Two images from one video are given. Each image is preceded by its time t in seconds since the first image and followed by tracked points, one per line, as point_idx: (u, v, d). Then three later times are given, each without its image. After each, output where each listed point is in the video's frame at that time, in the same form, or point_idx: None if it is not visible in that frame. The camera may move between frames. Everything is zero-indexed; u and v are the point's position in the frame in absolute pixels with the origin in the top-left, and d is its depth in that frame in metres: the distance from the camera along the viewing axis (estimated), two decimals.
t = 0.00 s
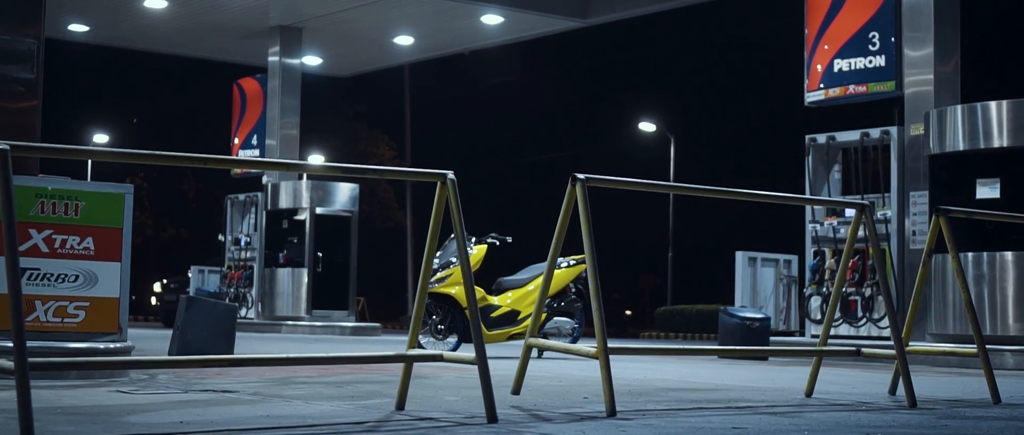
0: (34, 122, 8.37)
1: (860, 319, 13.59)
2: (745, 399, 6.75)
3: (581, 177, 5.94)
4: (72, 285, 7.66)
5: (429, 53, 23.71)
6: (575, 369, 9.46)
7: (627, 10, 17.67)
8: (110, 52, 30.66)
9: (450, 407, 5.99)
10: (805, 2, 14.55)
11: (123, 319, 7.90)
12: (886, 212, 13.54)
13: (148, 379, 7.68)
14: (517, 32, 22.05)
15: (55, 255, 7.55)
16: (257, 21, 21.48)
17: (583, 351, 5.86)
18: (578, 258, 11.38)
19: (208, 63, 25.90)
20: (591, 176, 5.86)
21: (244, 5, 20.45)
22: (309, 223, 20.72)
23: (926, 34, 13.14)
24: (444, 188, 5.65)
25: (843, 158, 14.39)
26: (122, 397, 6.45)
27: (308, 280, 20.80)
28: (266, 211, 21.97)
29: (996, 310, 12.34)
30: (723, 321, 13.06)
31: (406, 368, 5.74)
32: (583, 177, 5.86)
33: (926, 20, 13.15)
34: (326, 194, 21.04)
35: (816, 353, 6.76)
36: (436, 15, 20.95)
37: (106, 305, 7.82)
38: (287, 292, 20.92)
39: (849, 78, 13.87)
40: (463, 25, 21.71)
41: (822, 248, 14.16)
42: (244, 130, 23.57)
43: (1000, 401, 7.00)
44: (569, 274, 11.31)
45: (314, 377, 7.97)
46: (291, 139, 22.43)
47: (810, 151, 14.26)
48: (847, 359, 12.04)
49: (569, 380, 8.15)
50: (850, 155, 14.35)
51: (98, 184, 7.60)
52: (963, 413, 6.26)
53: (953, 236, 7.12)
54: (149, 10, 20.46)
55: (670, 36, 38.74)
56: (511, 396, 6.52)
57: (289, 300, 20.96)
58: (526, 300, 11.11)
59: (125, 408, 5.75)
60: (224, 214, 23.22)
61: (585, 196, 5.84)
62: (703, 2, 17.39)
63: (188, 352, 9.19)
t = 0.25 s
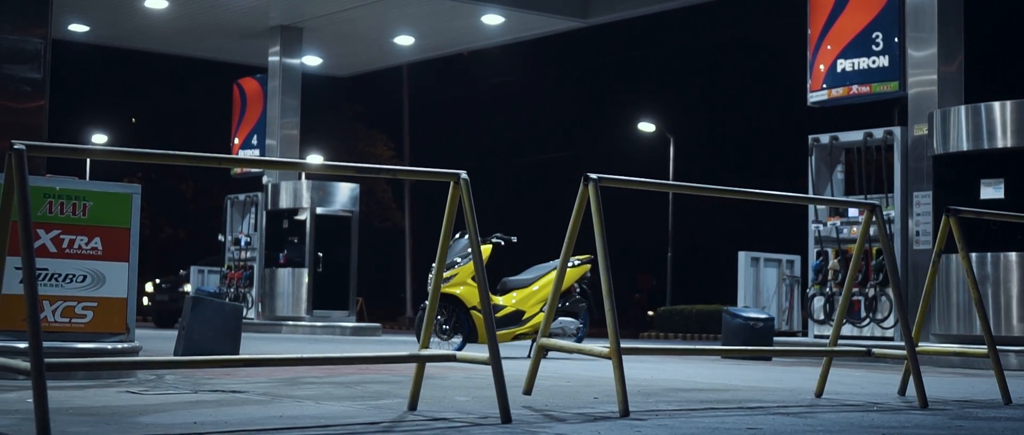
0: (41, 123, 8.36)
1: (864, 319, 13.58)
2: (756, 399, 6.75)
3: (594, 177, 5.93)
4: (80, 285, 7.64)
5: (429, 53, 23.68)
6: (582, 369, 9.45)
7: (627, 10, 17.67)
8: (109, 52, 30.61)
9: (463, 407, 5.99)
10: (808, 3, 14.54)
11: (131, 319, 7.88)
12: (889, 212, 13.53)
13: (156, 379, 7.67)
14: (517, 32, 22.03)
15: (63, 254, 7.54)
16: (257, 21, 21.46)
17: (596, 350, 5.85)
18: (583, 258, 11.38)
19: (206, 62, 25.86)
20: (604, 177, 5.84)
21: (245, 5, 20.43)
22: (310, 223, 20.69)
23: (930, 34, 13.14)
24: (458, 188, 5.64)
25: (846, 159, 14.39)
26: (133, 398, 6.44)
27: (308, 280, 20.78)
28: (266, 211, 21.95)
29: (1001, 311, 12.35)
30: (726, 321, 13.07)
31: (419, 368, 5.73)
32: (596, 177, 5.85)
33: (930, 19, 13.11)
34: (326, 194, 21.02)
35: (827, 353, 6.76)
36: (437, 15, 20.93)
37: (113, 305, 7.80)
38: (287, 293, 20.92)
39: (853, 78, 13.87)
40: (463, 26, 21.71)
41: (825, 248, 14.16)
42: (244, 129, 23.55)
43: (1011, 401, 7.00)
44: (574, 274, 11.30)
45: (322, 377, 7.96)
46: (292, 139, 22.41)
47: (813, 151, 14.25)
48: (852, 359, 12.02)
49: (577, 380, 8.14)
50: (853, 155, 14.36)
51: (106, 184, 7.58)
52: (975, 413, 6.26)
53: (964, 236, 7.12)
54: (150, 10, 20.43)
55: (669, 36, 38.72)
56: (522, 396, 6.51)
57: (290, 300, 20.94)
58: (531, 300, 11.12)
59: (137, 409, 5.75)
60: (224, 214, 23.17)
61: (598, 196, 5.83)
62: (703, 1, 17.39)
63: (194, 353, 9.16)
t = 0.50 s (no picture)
0: (45, 122, 8.36)
1: (864, 319, 13.59)
2: (763, 399, 6.75)
3: (604, 176, 5.93)
4: (85, 284, 7.64)
5: (426, 52, 23.66)
6: (585, 369, 9.45)
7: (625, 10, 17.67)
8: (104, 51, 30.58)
9: (472, 407, 5.97)
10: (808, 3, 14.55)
11: (135, 319, 7.87)
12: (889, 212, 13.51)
13: (160, 379, 7.66)
14: (515, 31, 22.01)
15: (68, 254, 7.54)
16: (255, 20, 21.43)
17: (606, 351, 5.84)
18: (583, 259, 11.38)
19: (203, 61, 25.82)
20: (614, 177, 5.84)
21: (243, 5, 20.40)
22: (307, 223, 20.66)
23: (930, 34, 13.16)
24: (468, 188, 5.62)
25: (846, 158, 14.41)
26: (139, 398, 6.43)
27: (306, 279, 20.74)
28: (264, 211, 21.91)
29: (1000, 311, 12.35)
30: (726, 321, 13.07)
31: (428, 368, 5.71)
32: (605, 176, 5.84)
33: (931, 20, 13.12)
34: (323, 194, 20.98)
35: (835, 353, 6.76)
36: (435, 15, 20.91)
37: (118, 305, 7.79)
38: (285, 292, 20.91)
39: (853, 78, 13.89)
40: (461, 25, 21.67)
41: (825, 248, 14.16)
42: (241, 129, 23.53)
43: (1018, 402, 7.01)
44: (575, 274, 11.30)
45: (327, 377, 7.95)
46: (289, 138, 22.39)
47: (813, 151, 14.26)
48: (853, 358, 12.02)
49: (582, 380, 8.13)
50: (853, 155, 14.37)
51: (111, 184, 7.57)
52: (984, 413, 6.26)
53: (971, 237, 7.14)
54: (147, 10, 20.39)
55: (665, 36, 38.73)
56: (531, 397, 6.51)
57: (287, 300, 20.91)
58: (532, 300, 11.11)
59: (146, 408, 5.73)
60: (221, 214, 23.13)
61: (608, 195, 5.82)
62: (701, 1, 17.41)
63: (196, 352, 9.16)
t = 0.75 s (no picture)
0: (46, 122, 8.35)
1: (861, 319, 13.62)
2: (767, 399, 6.74)
3: (611, 174, 5.91)
4: (87, 283, 7.63)
5: (421, 52, 23.64)
6: (587, 368, 9.44)
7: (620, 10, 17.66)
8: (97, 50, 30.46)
9: (479, 407, 5.95)
10: (805, 4, 14.55)
11: (137, 318, 7.85)
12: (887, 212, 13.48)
13: (163, 378, 7.64)
14: (511, 31, 21.98)
15: (70, 253, 7.53)
16: (251, 19, 21.38)
17: (613, 350, 5.82)
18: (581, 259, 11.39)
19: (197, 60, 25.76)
20: (621, 176, 5.82)
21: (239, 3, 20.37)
22: (303, 222, 20.61)
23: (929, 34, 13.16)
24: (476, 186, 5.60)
25: (844, 159, 14.41)
26: (143, 397, 6.39)
27: (300, 279, 20.70)
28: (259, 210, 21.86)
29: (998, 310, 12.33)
30: (724, 321, 13.07)
31: (435, 367, 5.68)
32: (612, 175, 5.82)
33: (929, 20, 13.20)
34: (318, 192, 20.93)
35: (840, 352, 6.75)
36: (431, 14, 20.88)
37: (120, 304, 7.77)
38: (279, 291, 20.85)
39: (851, 78, 13.88)
40: (456, 24, 21.61)
41: (823, 247, 14.16)
42: (235, 128, 23.47)
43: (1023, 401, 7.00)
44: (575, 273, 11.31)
45: (329, 376, 7.92)
46: (283, 137, 22.32)
47: (810, 151, 14.26)
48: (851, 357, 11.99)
49: (584, 379, 8.11)
50: (850, 155, 14.37)
51: (113, 182, 7.56)
52: (991, 413, 6.25)
53: (976, 236, 7.14)
54: (143, 8, 20.34)
55: (659, 36, 38.70)
56: (536, 396, 6.49)
57: (282, 299, 20.88)
58: (532, 299, 11.09)
59: (151, 408, 5.70)
60: (216, 213, 23.08)
61: (615, 194, 5.80)
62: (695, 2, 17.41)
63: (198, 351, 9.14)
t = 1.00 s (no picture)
0: (43, 122, 8.32)
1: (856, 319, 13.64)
2: (769, 399, 6.73)
3: (615, 174, 5.89)
4: (85, 283, 7.59)
5: (413, 51, 23.62)
6: (585, 367, 9.43)
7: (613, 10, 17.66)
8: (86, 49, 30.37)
9: (483, 407, 5.93)
10: (799, 4, 14.58)
11: (135, 318, 7.81)
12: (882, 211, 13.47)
13: (161, 378, 7.61)
14: (503, 30, 21.97)
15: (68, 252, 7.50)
16: (243, 18, 21.34)
17: (617, 350, 5.80)
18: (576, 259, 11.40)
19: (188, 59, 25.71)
20: (625, 175, 5.80)
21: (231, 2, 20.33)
22: (294, 221, 20.57)
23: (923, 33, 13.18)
24: (481, 186, 5.58)
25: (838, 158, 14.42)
26: (144, 398, 6.36)
27: (292, 278, 20.67)
28: (250, 209, 21.81)
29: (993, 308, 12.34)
30: (719, 321, 13.05)
31: (439, 367, 5.66)
32: (616, 175, 5.80)
33: (924, 20, 13.26)
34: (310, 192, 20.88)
35: (842, 352, 6.75)
36: (424, 13, 20.86)
37: (117, 304, 7.73)
38: (270, 291, 20.81)
39: (845, 77, 13.89)
40: (448, 22, 21.54)
41: (817, 247, 14.17)
42: (227, 127, 23.42)
43: None
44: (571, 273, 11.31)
45: (329, 376, 7.90)
46: (275, 137, 22.27)
47: (804, 151, 14.27)
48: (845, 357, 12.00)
49: (584, 378, 8.10)
50: (845, 155, 14.38)
51: (112, 181, 7.54)
52: (994, 413, 6.25)
53: (977, 236, 7.14)
54: (134, 7, 20.29)
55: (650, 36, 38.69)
56: (538, 397, 6.47)
57: (274, 299, 20.85)
58: (528, 299, 11.07)
59: (154, 409, 5.67)
60: (207, 213, 23.02)
61: (619, 194, 5.79)
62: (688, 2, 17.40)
63: (195, 352, 9.12)
